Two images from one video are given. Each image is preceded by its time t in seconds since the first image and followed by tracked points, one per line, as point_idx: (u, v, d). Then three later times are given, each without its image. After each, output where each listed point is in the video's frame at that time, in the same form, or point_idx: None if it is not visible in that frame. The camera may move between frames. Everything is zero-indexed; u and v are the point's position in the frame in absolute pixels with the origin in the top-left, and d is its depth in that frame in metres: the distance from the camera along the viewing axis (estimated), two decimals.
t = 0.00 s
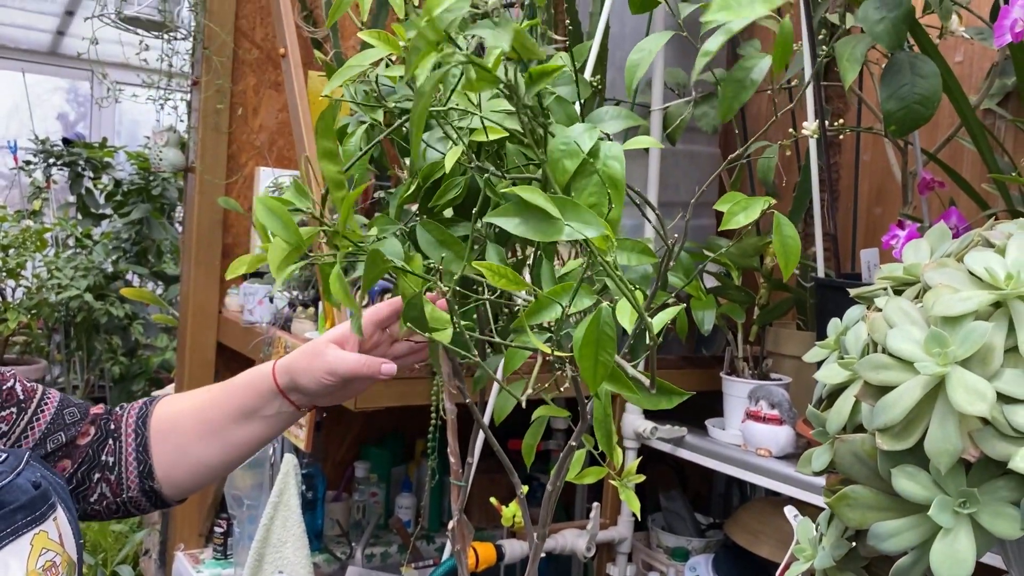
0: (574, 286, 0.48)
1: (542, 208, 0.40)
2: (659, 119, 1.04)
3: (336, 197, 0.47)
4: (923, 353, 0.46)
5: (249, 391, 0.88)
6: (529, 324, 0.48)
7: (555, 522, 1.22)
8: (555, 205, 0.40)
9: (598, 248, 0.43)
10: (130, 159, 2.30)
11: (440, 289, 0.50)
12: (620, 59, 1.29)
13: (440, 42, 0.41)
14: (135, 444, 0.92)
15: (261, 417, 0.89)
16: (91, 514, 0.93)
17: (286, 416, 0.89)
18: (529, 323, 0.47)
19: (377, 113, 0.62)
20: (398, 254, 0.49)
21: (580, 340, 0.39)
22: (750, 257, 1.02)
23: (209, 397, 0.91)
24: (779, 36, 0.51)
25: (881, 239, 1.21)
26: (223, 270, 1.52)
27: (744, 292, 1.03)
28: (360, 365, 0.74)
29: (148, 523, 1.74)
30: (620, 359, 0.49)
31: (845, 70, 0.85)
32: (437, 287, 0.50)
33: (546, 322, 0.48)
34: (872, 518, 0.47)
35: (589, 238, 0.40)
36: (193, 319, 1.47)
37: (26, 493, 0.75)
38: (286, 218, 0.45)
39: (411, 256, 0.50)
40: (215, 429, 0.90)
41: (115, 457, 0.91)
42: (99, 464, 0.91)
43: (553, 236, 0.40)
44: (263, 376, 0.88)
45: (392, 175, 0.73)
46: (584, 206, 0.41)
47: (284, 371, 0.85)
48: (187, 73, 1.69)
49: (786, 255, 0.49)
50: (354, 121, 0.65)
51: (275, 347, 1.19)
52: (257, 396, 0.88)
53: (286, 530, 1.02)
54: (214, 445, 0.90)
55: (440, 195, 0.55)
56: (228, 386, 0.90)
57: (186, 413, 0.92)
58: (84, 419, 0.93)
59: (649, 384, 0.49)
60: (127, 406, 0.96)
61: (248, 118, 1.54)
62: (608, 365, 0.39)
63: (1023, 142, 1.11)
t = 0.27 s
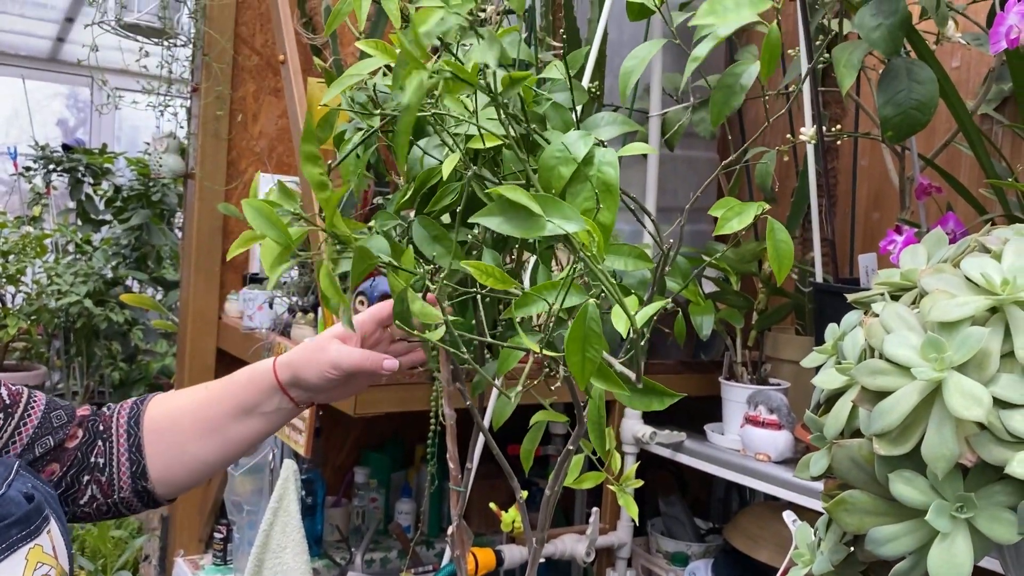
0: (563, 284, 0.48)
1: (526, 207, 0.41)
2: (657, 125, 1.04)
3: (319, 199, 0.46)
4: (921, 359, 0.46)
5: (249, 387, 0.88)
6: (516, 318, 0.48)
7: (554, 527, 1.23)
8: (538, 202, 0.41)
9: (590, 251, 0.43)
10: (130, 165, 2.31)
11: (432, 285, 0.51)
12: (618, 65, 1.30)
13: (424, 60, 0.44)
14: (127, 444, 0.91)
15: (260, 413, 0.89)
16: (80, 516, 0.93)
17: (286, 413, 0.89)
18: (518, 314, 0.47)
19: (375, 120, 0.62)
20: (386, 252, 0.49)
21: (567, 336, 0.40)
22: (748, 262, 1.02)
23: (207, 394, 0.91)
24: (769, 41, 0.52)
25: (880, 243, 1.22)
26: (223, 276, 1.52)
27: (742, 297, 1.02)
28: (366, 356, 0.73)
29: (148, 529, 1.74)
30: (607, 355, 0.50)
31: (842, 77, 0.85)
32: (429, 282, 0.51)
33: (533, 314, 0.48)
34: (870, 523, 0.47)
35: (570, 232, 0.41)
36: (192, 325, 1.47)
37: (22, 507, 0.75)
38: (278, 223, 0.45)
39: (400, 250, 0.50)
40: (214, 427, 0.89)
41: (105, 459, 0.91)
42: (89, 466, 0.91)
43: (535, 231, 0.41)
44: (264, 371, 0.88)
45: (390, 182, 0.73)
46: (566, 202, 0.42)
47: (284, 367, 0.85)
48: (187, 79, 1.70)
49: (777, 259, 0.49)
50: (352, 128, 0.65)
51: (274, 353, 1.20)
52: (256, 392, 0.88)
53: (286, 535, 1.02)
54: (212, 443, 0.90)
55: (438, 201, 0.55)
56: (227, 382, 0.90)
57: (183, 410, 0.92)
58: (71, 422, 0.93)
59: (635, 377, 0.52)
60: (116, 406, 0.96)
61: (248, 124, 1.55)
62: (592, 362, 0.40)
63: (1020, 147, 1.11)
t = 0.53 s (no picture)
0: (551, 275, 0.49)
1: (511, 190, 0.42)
2: (657, 129, 1.04)
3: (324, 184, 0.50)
4: (918, 362, 0.46)
5: (254, 370, 0.89)
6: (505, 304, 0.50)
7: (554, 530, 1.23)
8: (522, 187, 0.42)
9: (572, 235, 0.44)
10: (130, 169, 2.31)
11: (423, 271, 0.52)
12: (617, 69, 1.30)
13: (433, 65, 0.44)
14: (122, 434, 0.88)
15: (264, 398, 0.90)
16: (67, 510, 0.90)
17: (292, 396, 0.90)
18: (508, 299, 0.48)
19: (376, 124, 0.62)
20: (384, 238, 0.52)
21: (552, 320, 0.41)
22: (748, 265, 1.03)
23: (207, 379, 0.90)
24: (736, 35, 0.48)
25: (878, 246, 1.22)
26: (223, 279, 1.52)
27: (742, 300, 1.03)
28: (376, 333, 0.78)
29: (148, 533, 1.74)
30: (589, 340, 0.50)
31: (840, 81, 0.86)
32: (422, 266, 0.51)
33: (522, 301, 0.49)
34: (869, 527, 0.48)
35: (554, 216, 0.42)
36: (193, 327, 1.47)
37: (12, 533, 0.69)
38: (281, 204, 0.47)
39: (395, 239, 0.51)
40: (216, 412, 0.89)
41: (98, 449, 0.88)
42: (79, 458, 0.88)
43: (518, 215, 0.42)
44: (271, 354, 0.89)
45: (390, 186, 0.73)
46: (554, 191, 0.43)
47: (295, 347, 0.86)
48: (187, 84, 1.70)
49: (762, 257, 0.50)
50: (353, 131, 0.65)
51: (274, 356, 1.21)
52: (263, 375, 0.89)
53: (286, 539, 1.02)
54: (213, 428, 0.89)
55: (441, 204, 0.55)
56: (230, 366, 0.91)
57: (181, 395, 0.90)
58: (54, 416, 0.88)
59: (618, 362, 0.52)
60: (101, 394, 0.92)
61: (248, 128, 1.55)
62: (576, 346, 0.41)
63: (1018, 151, 1.11)
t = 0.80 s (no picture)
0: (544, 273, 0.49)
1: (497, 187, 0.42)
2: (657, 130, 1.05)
3: (301, 207, 0.46)
4: (919, 363, 0.46)
5: (239, 354, 0.87)
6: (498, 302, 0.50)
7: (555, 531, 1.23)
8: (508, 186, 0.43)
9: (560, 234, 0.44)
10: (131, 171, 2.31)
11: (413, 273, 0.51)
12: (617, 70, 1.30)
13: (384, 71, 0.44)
14: (100, 421, 0.81)
15: (245, 383, 0.88)
16: (34, 506, 0.81)
17: (273, 381, 0.89)
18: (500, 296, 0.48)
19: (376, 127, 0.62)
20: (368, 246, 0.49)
21: (543, 316, 0.41)
22: (748, 266, 1.03)
23: (187, 362, 0.86)
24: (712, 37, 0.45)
25: (878, 247, 1.22)
26: (223, 280, 1.52)
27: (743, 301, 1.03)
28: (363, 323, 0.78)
29: (149, 535, 1.74)
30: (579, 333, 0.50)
31: (840, 82, 0.86)
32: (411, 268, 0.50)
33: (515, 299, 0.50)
34: (870, 528, 0.48)
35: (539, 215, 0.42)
36: (193, 328, 1.47)
37: None
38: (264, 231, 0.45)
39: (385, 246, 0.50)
40: (197, 396, 0.85)
41: (73, 439, 0.81)
42: (52, 449, 0.80)
43: (502, 214, 0.42)
44: (253, 339, 0.87)
45: (390, 188, 0.73)
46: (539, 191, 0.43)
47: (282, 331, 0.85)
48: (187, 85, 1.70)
49: (755, 253, 0.49)
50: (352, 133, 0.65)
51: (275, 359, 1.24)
52: (246, 359, 0.87)
53: (287, 541, 1.02)
54: (192, 413, 0.85)
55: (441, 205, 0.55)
56: (210, 349, 0.87)
57: (159, 379, 0.85)
58: (20, 407, 0.79)
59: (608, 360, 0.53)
60: (69, 379, 0.84)
61: (248, 130, 1.55)
62: (565, 343, 0.41)
63: (1019, 152, 1.11)
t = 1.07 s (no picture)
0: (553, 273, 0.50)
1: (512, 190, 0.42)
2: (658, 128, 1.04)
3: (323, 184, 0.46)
4: (921, 359, 0.46)
5: (228, 336, 0.86)
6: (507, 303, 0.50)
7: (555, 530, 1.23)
8: (523, 187, 0.42)
9: (574, 234, 0.43)
10: (132, 170, 2.31)
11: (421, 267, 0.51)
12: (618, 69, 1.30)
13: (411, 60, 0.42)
14: (85, 407, 0.80)
15: (234, 365, 0.87)
16: (18, 492, 0.80)
17: (259, 364, 0.88)
18: (509, 297, 0.49)
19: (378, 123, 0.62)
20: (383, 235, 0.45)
21: (554, 318, 0.41)
22: (749, 264, 1.03)
23: (172, 345, 0.85)
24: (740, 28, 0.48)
25: (879, 244, 1.22)
26: (223, 278, 1.52)
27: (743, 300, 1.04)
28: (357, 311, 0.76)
29: (150, 533, 1.75)
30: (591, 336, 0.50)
31: (841, 79, 0.86)
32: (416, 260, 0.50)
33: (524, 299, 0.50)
34: (872, 524, 0.48)
35: (554, 214, 0.42)
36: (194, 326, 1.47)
37: None
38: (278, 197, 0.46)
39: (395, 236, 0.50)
40: (183, 380, 0.84)
41: (58, 425, 0.80)
42: (37, 436, 0.78)
43: (519, 213, 0.42)
44: (242, 321, 0.87)
45: (391, 185, 0.73)
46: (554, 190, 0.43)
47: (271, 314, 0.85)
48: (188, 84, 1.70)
49: (762, 253, 0.49)
50: (353, 130, 0.65)
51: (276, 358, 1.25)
52: (235, 342, 0.87)
53: (288, 539, 1.02)
54: (179, 398, 0.84)
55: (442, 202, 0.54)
56: (197, 332, 0.86)
57: (144, 364, 0.83)
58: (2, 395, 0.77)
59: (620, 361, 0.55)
60: (47, 362, 0.82)
61: (249, 128, 1.55)
62: (576, 345, 0.41)
63: (1020, 149, 1.11)
